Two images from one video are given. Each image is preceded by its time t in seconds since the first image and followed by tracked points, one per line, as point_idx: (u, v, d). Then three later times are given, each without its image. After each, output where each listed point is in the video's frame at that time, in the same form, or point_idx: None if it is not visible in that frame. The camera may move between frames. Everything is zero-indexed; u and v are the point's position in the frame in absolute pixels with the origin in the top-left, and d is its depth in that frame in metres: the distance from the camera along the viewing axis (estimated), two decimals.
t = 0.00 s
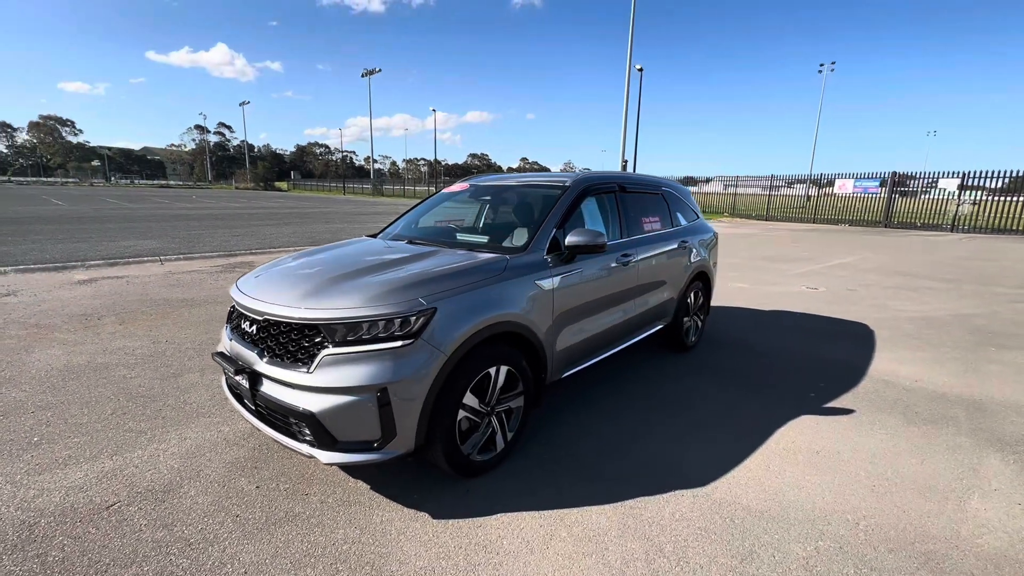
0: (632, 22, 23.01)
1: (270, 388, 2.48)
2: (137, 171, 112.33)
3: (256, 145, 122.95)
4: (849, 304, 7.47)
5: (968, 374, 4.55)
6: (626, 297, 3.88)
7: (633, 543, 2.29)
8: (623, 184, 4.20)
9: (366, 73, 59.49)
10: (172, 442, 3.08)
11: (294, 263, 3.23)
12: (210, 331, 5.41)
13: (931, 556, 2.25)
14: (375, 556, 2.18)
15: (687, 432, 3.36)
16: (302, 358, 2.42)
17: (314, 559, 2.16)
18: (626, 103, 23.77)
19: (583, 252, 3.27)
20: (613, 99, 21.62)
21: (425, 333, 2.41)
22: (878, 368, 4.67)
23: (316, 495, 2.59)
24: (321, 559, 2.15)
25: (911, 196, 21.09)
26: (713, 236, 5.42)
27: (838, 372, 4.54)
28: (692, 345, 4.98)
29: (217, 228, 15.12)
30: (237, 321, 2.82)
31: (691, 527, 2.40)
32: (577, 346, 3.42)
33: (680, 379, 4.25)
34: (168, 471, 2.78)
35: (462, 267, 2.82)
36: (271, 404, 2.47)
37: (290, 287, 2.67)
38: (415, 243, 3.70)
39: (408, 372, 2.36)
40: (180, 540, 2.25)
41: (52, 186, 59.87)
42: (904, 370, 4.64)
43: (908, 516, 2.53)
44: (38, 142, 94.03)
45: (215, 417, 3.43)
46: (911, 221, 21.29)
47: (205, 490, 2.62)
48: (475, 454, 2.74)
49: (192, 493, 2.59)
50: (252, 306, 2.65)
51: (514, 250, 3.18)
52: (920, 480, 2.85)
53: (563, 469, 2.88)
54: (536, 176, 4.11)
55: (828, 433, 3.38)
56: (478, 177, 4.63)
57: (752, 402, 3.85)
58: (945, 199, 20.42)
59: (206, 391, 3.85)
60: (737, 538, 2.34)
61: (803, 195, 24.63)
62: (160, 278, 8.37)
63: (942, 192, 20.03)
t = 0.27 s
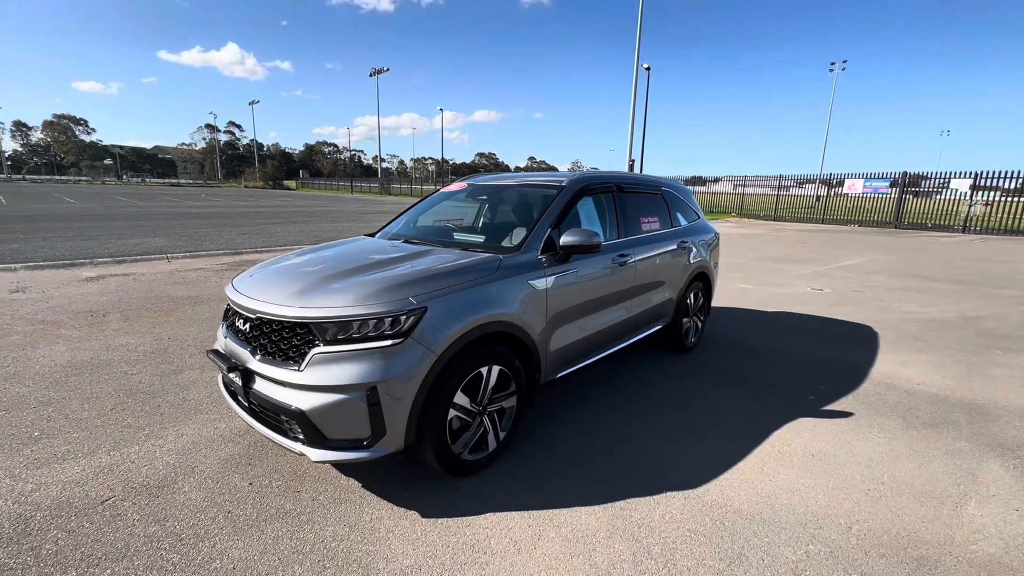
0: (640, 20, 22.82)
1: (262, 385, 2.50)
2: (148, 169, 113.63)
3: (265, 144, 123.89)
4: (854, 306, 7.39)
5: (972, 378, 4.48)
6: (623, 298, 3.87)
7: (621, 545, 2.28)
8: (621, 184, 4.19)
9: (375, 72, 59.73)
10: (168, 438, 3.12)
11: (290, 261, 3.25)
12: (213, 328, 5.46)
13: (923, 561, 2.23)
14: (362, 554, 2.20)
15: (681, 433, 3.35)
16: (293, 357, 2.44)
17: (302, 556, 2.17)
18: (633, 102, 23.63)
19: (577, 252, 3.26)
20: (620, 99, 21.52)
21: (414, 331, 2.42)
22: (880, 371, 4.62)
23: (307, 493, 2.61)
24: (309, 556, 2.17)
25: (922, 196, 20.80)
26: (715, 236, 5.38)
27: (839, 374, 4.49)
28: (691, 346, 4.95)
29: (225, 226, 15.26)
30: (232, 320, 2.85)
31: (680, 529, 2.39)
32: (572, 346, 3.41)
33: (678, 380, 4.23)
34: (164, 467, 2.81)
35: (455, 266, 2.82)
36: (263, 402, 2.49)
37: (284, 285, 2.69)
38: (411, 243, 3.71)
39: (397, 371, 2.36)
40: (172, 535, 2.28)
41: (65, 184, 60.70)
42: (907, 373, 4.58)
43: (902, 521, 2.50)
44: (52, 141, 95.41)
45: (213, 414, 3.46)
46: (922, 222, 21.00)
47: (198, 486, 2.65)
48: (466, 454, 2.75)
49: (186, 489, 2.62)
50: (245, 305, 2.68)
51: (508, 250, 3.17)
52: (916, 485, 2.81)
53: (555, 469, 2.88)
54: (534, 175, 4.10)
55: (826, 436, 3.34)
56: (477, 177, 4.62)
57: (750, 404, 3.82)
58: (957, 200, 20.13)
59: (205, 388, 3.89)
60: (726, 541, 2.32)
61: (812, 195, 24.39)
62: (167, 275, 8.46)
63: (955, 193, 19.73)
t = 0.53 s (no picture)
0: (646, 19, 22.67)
1: (257, 383, 2.52)
2: (157, 168, 114.56)
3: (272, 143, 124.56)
4: (858, 307, 7.33)
5: (974, 380, 4.44)
6: (620, 298, 3.86)
7: (613, 544, 2.28)
8: (619, 184, 4.18)
9: (381, 71, 59.91)
10: (166, 435, 3.15)
11: (287, 260, 3.27)
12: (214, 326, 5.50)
13: (916, 565, 2.21)
14: (353, 551, 2.21)
15: (677, 434, 3.34)
16: (287, 355, 2.46)
17: (294, 553, 2.19)
18: (638, 101, 23.56)
19: (574, 252, 3.25)
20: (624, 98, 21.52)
21: (408, 330, 2.43)
22: (882, 372, 4.58)
23: (301, 490, 2.62)
24: (301, 553, 2.19)
25: (930, 196, 20.60)
26: (716, 236, 5.35)
27: (839, 375, 4.47)
28: (691, 346, 4.94)
29: (230, 225, 15.36)
30: (229, 318, 2.87)
31: (672, 530, 2.39)
32: (569, 345, 3.41)
33: (676, 380, 4.22)
34: (160, 463, 2.84)
35: (450, 265, 2.83)
36: (257, 399, 2.51)
37: (280, 283, 2.71)
38: (409, 242, 3.72)
39: (389, 369, 2.38)
40: (166, 530, 2.30)
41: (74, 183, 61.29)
42: (907, 375, 4.54)
43: (896, 524, 2.49)
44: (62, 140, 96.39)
45: (211, 411, 3.49)
46: (929, 222, 20.80)
47: (195, 482, 2.67)
48: (460, 452, 2.76)
49: (182, 485, 2.64)
50: (242, 303, 2.70)
51: (504, 249, 3.18)
52: (913, 487, 2.79)
53: (549, 469, 2.88)
54: (532, 175, 4.10)
55: (823, 438, 3.32)
56: (476, 176, 4.63)
57: (748, 405, 3.80)
58: (965, 200, 19.92)
59: (205, 386, 3.92)
60: (718, 542, 2.32)
61: (818, 195, 24.22)
62: (171, 274, 8.53)
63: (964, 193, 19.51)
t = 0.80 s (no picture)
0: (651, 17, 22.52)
1: (256, 381, 2.53)
2: (162, 167, 115.18)
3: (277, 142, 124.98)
4: (862, 307, 7.28)
5: (979, 381, 4.40)
6: (621, 297, 3.85)
7: (611, 545, 2.27)
8: (621, 183, 4.16)
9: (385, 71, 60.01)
10: (167, 432, 3.16)
11: (287, 258, 3.27)
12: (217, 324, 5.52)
13: (917, 567, 2.19)
14: (351, 549, 2.21)
15: (677, 434, 3.32)
16: (286, 353, 2.46)
17: (291, 550, 2.19)
18: (643, 100, 23.44)
19: (574, 251, 3.24)
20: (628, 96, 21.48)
21: (406, 329, 2.43)
22: (885, 373, 4.55)
23: (300, 488, 2.63)
24: (299, 550, 2.19)
25: (937, 196, 20.43)
26: (718, 235, 5.32)
27: (842, 376, 4.44)
28: (692, 346, 4.92)
29: (234, 224, 15.43)
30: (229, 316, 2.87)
31: (671, 530, 2.37)
32: (569, 344, 3.40)
33: (677, 380, 4.21)
34: (161, 460, 2.85)
35: (450, 264, 2.82)
36: (256, 397, 2.52)
37: (279, 282, 2.71)
38: (410, 240, 3.72)
39: (388, 367, 2.37)
40: (165, 527, 2.31)
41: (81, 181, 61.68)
42: (911, 375, 4.51)
43: (898, 525, 2.47)
44: (69, 139, 97.09)
45: (212, 409, 3.50)
46: (936, 222, 20.64)
47: (194, 479, 2.68)
48: (459, 451, 2.76)
49: (181, 482, 2.65)
50: (241, 301, 2.70)
51: (504, 248, 3.17)
52: (915, 489, 2.77)
53: (548, 468, 2.87)
54: (533, 174, 4.09)
55: (824, 439, 3.30)
56: (477, 175, 4.62)
57: (749, 405, 3.78)
58: (972, 200, 19.75)
59: (206, 384, 3.93)
60: (716, 543, 2.31)
61: (823, 195, 24.07)
62: (174, 272, 8.57)
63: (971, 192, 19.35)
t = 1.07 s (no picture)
0: (654, 14, 22.23)
1: (256, 380, 2.53)
2: (166, 165, 115.57)
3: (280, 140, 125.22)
4: (866, 307, 7.24)
5: (983, 381, 4.37)
6: (623, 296, 3.83)
7: (611, 545, 2.26)
8: (622, 182, 4.15)
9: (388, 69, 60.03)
10: (168, 431, 3.17)
11: (288, 257, 3.27)
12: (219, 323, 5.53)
13: (920, 568, 2.18)
14: (350, 548, 2.21)
15: (679, 433, 3.31)
16: (286, 351, 2.46)
17: (290, 549, 2.19)
18: (646, 98, 23.40)
19: (575, 250, 3.23)
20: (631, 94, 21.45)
21: (406, 327, 2.42)
22: (889, 373, 4.52)
23: (300, 487, 2.63)
24: (298, 549, 2.19)
25: (942, 195, 20.30)
26: (721, 235, 5.30)
27: (844, 376, 4.41)
28: (694, 346, 4.90)
29: (237, 222, 15.48)
30: (229, 315, 2.87)
31: (671, 531, 2.36)
32: (570, 343, 3.39)
33: (679, 380, 4.19)
34: (162, 458, 2.85)
35: (450, 262, 2.81)
36: (256, 395, 2.52)
37: (280, 280, 2.71)
38: (410, 239, 3.71)
39: (388, 366, 2.37)
40: (165, 525, 2.31)
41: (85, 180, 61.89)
42: (915, 375, 4.48)
43: (900, 526, 2.45)
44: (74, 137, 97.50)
45: (212, 407, 3.51)
46: (940, 222, 20.53)
47: (195, 477, 2.68)
48: (459, 450, 2.75)
49: (182, 480, 2.66)
50: (241, 300, 2.70)
51: (505, 247, 3.16)
52: (918, 490, 2.75)
53: (548, 467, 2.87)
54: (534, 172, 4.08)
55: (827, 439, 3.28)
56: (478, 174, 4.60)
57: (751, 405, 3.76)
58: (977, 199, 19.64)
59: (207, 382, 3.94)
60: (717, 543, 2.29)
61: (827, 194, 23.98)
62: (177, 270, 8.59)
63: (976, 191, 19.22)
